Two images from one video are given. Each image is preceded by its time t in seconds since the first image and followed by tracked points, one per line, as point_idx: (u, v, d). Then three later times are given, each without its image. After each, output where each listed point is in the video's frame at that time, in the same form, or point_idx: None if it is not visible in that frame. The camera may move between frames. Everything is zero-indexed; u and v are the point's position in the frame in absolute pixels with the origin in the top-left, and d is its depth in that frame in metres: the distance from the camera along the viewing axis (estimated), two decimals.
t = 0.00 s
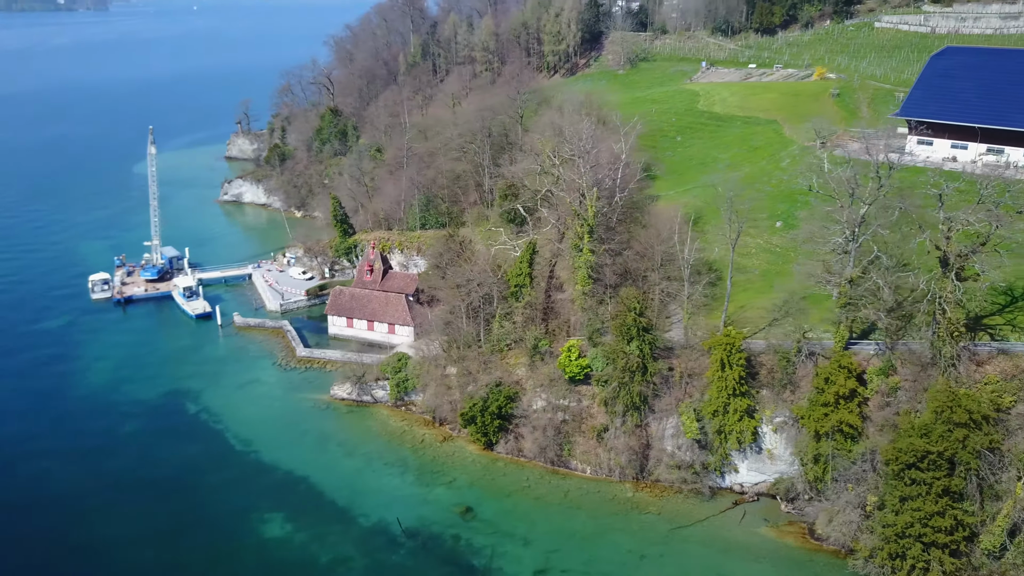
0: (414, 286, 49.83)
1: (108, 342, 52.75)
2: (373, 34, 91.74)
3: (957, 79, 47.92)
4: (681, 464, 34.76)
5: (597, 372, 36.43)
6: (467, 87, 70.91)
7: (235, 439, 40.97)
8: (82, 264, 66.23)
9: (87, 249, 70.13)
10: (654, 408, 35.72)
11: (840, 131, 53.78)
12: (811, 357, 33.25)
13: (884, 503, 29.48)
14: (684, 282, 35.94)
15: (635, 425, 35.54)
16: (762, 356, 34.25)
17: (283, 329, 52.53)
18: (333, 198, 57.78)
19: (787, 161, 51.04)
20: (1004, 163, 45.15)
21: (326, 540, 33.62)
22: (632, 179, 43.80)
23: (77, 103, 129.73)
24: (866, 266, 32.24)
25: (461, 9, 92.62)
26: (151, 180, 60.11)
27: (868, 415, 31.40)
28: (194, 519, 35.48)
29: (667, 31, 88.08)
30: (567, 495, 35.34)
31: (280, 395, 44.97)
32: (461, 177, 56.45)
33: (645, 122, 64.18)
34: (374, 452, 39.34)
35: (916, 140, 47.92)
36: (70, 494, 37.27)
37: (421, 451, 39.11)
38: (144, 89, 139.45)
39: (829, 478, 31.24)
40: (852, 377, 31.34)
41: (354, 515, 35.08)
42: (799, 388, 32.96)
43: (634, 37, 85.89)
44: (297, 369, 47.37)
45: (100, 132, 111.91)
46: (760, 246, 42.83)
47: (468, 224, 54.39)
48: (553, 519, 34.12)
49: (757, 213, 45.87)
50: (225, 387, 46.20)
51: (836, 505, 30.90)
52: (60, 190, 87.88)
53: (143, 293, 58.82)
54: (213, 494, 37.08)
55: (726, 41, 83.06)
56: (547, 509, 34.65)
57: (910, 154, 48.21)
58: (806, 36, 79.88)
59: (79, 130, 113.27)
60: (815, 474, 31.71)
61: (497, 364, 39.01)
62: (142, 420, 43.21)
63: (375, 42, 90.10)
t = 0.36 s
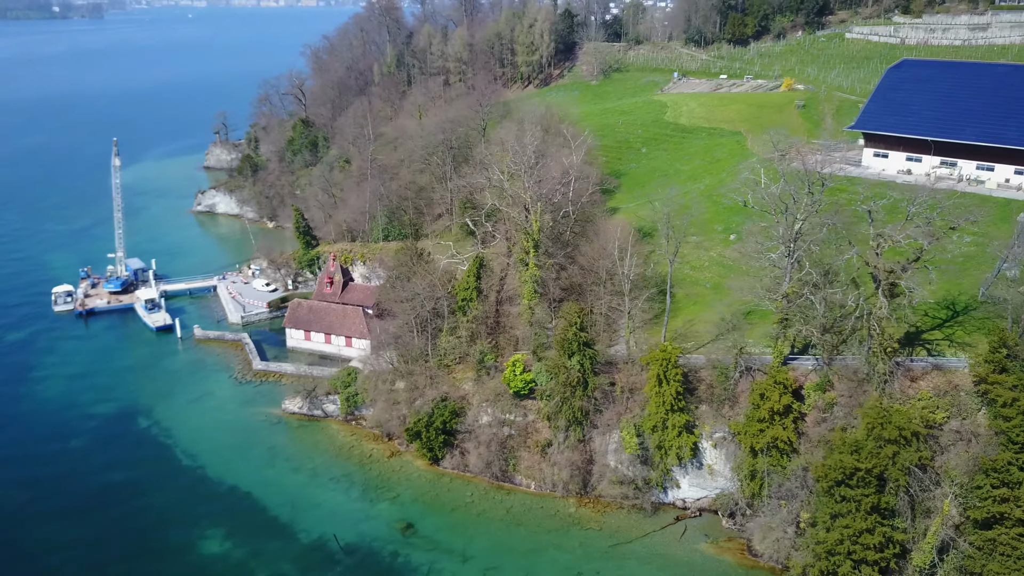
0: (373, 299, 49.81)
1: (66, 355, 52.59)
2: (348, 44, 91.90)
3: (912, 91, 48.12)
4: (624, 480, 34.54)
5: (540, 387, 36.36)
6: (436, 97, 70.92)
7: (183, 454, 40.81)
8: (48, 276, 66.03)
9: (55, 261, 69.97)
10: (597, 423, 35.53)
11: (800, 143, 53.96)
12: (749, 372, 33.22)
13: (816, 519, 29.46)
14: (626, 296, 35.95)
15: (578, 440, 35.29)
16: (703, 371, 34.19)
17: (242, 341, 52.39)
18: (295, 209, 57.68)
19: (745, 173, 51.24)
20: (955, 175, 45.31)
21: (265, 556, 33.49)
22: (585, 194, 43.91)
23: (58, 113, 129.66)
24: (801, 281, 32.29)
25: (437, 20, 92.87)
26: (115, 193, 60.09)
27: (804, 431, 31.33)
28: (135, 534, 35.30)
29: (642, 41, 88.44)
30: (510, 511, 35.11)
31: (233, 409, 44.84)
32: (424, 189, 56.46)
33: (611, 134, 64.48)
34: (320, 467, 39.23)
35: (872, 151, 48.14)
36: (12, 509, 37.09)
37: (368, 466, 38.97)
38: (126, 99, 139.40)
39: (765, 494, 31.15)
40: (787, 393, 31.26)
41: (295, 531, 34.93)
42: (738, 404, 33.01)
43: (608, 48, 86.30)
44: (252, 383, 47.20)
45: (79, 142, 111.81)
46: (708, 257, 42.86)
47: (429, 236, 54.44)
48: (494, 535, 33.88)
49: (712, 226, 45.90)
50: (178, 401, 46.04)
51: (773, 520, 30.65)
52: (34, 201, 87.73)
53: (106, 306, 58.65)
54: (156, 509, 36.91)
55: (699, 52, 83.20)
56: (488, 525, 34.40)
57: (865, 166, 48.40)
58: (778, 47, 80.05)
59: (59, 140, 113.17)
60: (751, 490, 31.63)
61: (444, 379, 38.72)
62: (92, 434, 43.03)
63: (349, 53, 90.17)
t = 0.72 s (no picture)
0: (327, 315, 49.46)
1: (20, 370, 52.18)
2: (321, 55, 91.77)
3: (867, 105, 47.67)
4: (565, 498, 34.13)
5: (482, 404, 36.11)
6: (403, 109, 70.76)
7: (127, 472, 40.44)
8: (10, 289, 65.60)
9: (19, 273, 69.54)
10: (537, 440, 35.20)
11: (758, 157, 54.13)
12: (686, 389, 32.91)
13: (747, 539, 29.14)
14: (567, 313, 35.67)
15: (518, 458, 34.94)
16: (641, 389, 34.07)
17: (197, 356, 51.88)
18: (254, 222, 57.58)
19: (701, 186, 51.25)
20: (906, 189, 45.19)
21: None
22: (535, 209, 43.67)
23: (35, 122, 129.10)
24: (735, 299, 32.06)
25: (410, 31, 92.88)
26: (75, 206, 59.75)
27: (740, 450, 31.10)
28: (70, 554, 34.95)
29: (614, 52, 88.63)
30: (450, 529, 34.61)
31: (182, 425, 44.44)
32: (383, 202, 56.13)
33: (575, 147, 64.66)
34: (264, 485, 38.89)
35: (827, 165, 47.96)
36: None
37: (311, 484, 38.62)
38: (105, 108, 138.96)
39: (697, 513, 30.94)
40: (722, 412, 31.04)
41: (232, 552, 34.64)
42: (674, 422, 32.60)
43: (579, 59, 86.53)
44: (204, 399, 46.67)
45: (54, 152, 111.31)
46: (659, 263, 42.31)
47: (387, 249, 54.27)
48: (431, 555, 33.40)
49: (664, 240, 45.78)
50: (128, 417, 45.65)
51: (708, 540, 30.21)
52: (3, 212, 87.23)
53: (64, 320, 58.23)
54: (95, 528, 36.56)
55: (670, 63, 83.27)
56: (426, 545, 33.91)
57: (819, 180, 48.34)
58: (748, 58, 80.17)
59: (34, 150, 112.64)
60: (686, 508, 31.28)
61: (386, 398, 38.32)
62: (38, 452, 42.62)
63: (321, 64, 89.98)
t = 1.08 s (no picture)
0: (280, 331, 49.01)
1: None
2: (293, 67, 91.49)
3: (821, 119, 47.45)
4: (505, 520, 33.37)
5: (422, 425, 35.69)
6: (368, 121, 70.41)
7: (67, 494, 39.83)
8: None
9: None
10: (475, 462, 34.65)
11: (716, 171, 53.91)
12: (623, 410, 32.54)
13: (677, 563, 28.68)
14: (506, 333, 35.29)
15: (458, 479, 34.29)
16: (580, 409, 33.62)
17: (151, 373, 51.31)
18: (212, 238, 57.28)
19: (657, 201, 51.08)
20: (858, 204, 45.06)
21: None
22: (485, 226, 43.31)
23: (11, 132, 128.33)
24: (669, 319, 31.76)
25: (382, 43, 92.76)
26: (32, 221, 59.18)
27: (675, 472, 30.72)
28: None
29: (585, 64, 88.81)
30: (388, 552, 33.95)
31: (128, 444, 43.82)
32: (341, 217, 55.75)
33: (539, 161, 64.59)
34: (205, 506, 38.30)
35: (781, 180, 47.83)
36: None
37: (253, 505, 38.03)
38: (83, 119, 138.25)
39: (629, 536, 30.34)
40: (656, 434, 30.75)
41: None
42: (611, 443, 32.25)
43: (550, 71, 86.64)
44: (153, 417, 46.10)
45: (27, 164, 110.59)
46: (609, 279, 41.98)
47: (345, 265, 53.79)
48: None
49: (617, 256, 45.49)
50: (75, 436, 45.04)
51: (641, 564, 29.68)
52: None
53: (20, 336, 57.57)
54: (28, 552, 35.92)
55: (640, 75, 83.27)
56: (363, 568, 33.26)
57: (775, 195, 48.10)
58: (717, 71, 80.19)
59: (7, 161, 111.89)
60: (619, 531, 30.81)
61: (329, 419, 37.94)
62: None
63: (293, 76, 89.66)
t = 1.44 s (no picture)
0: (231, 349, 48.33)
1: None
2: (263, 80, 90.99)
3: (776, 135, 47.15)
4: (443, 545, 32.49)
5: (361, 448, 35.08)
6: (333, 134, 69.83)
7: (4, 518, 39.03)
8: None
9: None
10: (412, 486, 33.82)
11: (676, 186, 53.52)
12: (559, 433, 31.94)
13: None
14: (444, 354, 34.73)
15: (396, 504, 33.44)
16: (518, 432, 33.01)
17: (102, 391, 50.56)
18: (168, 254, 56.80)
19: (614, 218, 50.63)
20: (812, 220, 44.74)
21: None
22: (433, 242, 42.78)
23: None
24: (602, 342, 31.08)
25: (353, 56, 92.37)
26: None
27: (609, 497, 30.14)
28: None
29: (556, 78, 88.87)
30: None
31: (72, 466, 43.07)
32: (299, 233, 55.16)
33: (502, 175, 64.23)
34: (143, 531, 37.53)
35: (737, 196, 47.54)
36: None
37: (192, 530, 37.26)
38: (58, 130, 137.23)
39: (562, 561, 29.58)
40: (591, 458, 30.19)
41: None
42: (547, 467, 31.64)
43: (521, 84, 86.51)
44: (100, 438, 45.38)
45: None
46: (558, 296, 41.40)
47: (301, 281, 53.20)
48: None
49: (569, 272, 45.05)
50: (19, 458, 44.25)
51: None
52: None
53: None
54: None
55: (610, 88, 83.06)
56: None
57: (731, 211, 47.78)
58: (687, 83, 80.03)
59: None
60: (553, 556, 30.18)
61: (269, 441, 37.26)
62: None
63: (263, 89, 89.15)
